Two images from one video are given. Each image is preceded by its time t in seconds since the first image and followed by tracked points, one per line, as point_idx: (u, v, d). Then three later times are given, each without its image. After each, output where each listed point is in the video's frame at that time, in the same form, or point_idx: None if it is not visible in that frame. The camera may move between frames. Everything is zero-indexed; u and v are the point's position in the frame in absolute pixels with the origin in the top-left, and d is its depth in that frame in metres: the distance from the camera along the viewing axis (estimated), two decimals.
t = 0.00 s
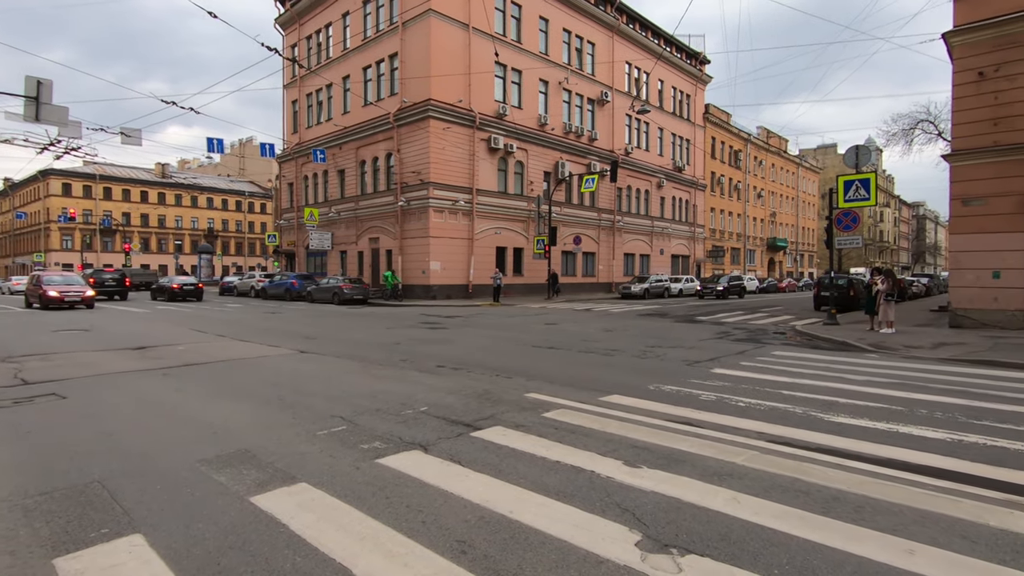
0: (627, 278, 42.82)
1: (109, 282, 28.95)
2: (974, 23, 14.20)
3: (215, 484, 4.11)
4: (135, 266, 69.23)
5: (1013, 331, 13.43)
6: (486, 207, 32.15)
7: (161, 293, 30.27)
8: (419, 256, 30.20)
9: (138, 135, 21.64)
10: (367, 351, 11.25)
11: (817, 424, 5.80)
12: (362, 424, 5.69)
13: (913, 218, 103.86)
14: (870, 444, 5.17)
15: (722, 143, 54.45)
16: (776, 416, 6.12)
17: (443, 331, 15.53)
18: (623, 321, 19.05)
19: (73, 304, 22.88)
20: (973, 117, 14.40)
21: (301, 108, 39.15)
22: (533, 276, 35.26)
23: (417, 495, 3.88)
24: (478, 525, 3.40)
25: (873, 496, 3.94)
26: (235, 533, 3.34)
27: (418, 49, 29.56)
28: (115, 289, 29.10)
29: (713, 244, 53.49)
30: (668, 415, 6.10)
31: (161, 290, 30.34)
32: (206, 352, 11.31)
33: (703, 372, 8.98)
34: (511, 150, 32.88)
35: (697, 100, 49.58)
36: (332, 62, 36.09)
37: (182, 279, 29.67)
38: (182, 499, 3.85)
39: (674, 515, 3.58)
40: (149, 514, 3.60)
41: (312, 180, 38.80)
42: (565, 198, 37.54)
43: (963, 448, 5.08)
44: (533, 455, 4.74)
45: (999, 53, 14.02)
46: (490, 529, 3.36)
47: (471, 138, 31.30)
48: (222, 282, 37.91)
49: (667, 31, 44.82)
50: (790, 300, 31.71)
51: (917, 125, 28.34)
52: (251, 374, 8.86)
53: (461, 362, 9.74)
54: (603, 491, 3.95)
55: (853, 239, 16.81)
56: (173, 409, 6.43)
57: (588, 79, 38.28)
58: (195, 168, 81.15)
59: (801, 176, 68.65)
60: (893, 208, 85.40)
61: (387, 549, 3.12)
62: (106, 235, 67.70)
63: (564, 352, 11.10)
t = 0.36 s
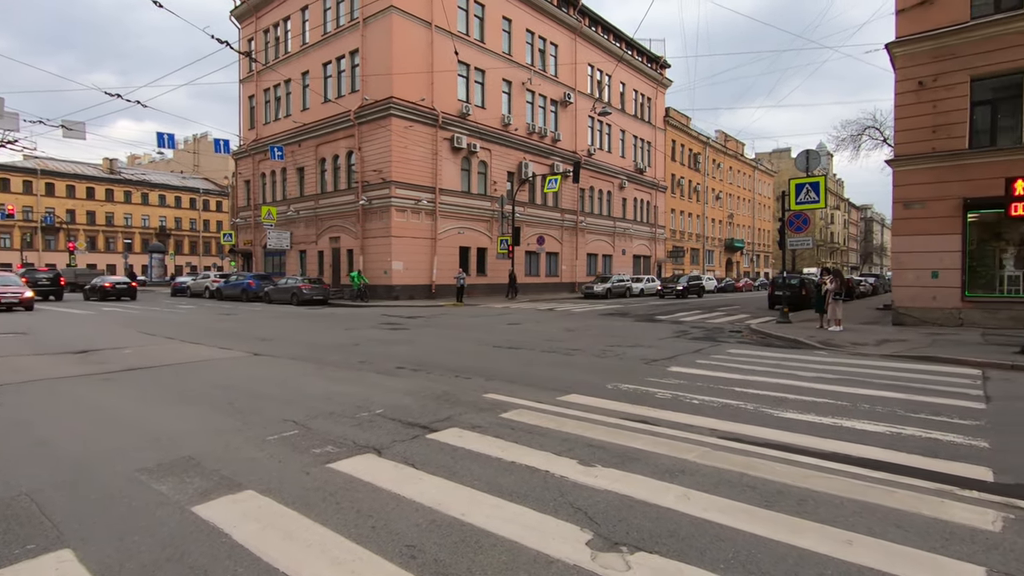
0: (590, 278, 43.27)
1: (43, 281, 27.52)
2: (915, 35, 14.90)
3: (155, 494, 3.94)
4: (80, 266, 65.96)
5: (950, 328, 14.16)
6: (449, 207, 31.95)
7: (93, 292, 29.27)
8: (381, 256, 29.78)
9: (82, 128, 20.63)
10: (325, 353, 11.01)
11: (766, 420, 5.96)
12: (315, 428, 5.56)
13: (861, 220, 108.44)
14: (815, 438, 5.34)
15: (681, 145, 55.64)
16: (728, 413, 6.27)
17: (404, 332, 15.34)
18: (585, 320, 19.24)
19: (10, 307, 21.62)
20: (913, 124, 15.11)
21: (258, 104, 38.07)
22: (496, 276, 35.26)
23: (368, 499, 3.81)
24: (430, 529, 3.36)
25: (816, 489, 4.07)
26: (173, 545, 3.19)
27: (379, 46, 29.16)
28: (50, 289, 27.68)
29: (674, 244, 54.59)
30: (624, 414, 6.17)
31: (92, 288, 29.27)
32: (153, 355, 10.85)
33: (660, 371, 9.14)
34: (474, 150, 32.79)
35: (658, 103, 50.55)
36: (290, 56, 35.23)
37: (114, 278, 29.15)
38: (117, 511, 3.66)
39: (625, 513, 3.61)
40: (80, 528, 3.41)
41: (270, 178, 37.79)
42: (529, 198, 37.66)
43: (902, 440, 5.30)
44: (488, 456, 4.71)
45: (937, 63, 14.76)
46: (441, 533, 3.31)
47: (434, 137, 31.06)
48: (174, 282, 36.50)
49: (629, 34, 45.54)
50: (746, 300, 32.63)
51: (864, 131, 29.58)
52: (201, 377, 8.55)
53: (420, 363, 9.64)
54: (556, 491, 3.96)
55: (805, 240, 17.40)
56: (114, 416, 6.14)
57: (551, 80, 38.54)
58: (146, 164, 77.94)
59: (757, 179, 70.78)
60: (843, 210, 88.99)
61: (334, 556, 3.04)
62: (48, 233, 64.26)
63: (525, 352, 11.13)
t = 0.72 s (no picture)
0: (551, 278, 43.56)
1: None
2: (859, 45, 15.58)
3: (85, 505, 3.74)
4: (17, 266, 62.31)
5: (890, 325, 14.87)
6: (410, 206, 31.62)
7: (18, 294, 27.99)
8: (340, 256, 29.24)
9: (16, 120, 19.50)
10: (278, 355, 10.73)
11: (716, 417, 6.12)
12: (263, 433, 5.40)
13: (812, 223, 112.81)
14: (761, 434, 5.51)
15: (641, 148, 56.65)
16: (679, 410, 6.40)
17: (362, 333, 15.11)
18: (546, 320, 19.37)
19: None
20: (857, 131, 15.79)
21: (211, 98, 36.81)
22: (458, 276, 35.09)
23: (314, 505, 3.71)
24: (375, 534, 3.30)
25: (758, 482, 4.20)
26: (100, 560, 3.03)
27: (338, 42, 28.65)
28: None
29: (634, 245, 55.51)
30: (577, 413, 6.22)
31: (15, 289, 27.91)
32: (94, 360, 10.35)
33: (616, 369, 9.27)
34: (435, 149, 32.55)
35: (618, 106, 51.37)
36: (245, 50, 34.21)
37: (39, 279, 27.93)
38: (42, 525, 3.47)
39: (573, 512, 3.64)
40: None
41: (223, 175, 36.60)
42: (491, 199, 37.63)
43: (842, 434, 5.52)
44: (440, 458, 4.67)
45: (878, 73, 15.46)
46: (386, 537, 3.26)
47: (395, 136, 30.69)
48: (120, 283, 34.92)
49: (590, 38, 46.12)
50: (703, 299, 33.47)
51: (814, 137, 30.76)
52: (144, 382, 8.19)
53: (377, 364, 9.51)
54: (506, 492, 3.96)
55: (757, 242, 17.99)
56: (45, 424, 5.81)
57: (513, 81, 38.67)
58: (90, 160, 74.37)
59: (713, 182, 72.68)
60: (794, 213, 92.30)
61: (274, 565, 2.95)
62: None
63: (484, 352, 11.11)
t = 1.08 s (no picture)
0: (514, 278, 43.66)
1: None
2: (807, 54, 16.19)
3: (9, 519, 3.53)
4: None
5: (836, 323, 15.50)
6: (371, 205, 31.14)
7: None
8: (298, 255, 28.54)
9: None
10: (228, 358, 10.38)
11: (668, 414, 6.24)
12: (208, 439, 5.21)
13: (766, 225, 116.65)
14: (711, 429, 5.65)
15: (603, 149, 57.37)
16: (634, 408, 6.50)
17: (319, 334, 14.78)
18: (507, 320, 19.38)
19: None
20: (805, 136, 16.39)
21: (160, 91, 35.37)
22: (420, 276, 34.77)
23: (259, 512, 3.60)
24: (321, 540, 3.23)
25: (705, 477, 4.30)
26: None
27: (295, 36, 27.98)
28: None
29: (596, 245, 56.17)
30: (533, 412, 6.24)
31: None
32: (28, 364, 9.78)
33: (574, 369, 9.36)
34: (396, 147, 32.16)
35: (580, 107, 51.90)
36: (196, 42, 33.01)
37: None
38: None
39: (523, 512, 3.64)
40: None
41: (173, 171, 35.22)
42: (453, 198, 37.42)
43: (786, 429, 5.71)
44: (392, 460, 4.61)
45: (825, 81, 16.08)
46: (332, 543, 3.19)
47: (355, 133, 30.17)
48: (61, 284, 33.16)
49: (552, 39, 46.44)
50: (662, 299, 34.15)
51: (767, 141, 31.74)
52: (81, 387, 7.79)
53: (332, 366, 9.32)
54: (458, 493, 3.93)
55: (712, 243, 18.49)
56: None
57: (475, 80, 38.60)
58: (29, 153, 70.40)
59: (672, 184, 74.24)
60: (749, 215, 95.22)
61: None
62: None
63: (443, 353, 11.03)
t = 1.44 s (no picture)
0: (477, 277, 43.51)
1: None
2: (761, 58, 16.64)
3: None
4: None
5: (788, 321, 16.00)
6: (329, 202, 30.46)
7: None
8: (253, 253, 27.65)
9: None
10: (175, 360, 9.93)
11: (625, 411, 6.28)
12: (148, 445, 4.94)
13: (723, 225, 120.05)
14: (667, 425, 5.71)
15: (565, 149, 57.77)
16: (591, 405, 6.51)
17: (273, 335, 14.33)
18: (469, 319, 19.27)
19: None
20: (759, 139, 16.85)
21: (104, 81, 33.70)
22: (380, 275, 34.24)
23: (198, 521, 3.41)
24: (264, 548, 3.08)
25: (661, 473, 4.32)
26: None
27: (250, 27, 27.11)
28: None
29: (558, 244, 56.53)
30: (491, 411, 6.18)
31: None
32: None
33: (534, 367, 9.35)
34: (356, 144, 31.56)
35: (542, 107, 52.16)
36: (144, 30, 31.60)
37: None
38: None
39: (477, 512, 3.58)
40: None
41: (119, 165, 33.63)
42: (415, 196, 36.99)
43: (739, 423, 5.82)
44: (344, 463, 4.46)
45: (778, 86, 16.57)
46: (275, 551, 3.05)
47: (313, 129, 29.45)
48: None
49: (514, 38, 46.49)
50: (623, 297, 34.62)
51: (723, 144, 32.52)
52: (10, 392, 7.28)
53: (286, 367, 9.03)
54: (410, 496, 3.84)
55: (671, 242, 18.85)
56: None
57: (437, 77, 38.28)
58: None
59: (633, 184, 75.37)
60: (706, 216, 97.67)
61: None
62: None
63: (402, 352, 10.86)
